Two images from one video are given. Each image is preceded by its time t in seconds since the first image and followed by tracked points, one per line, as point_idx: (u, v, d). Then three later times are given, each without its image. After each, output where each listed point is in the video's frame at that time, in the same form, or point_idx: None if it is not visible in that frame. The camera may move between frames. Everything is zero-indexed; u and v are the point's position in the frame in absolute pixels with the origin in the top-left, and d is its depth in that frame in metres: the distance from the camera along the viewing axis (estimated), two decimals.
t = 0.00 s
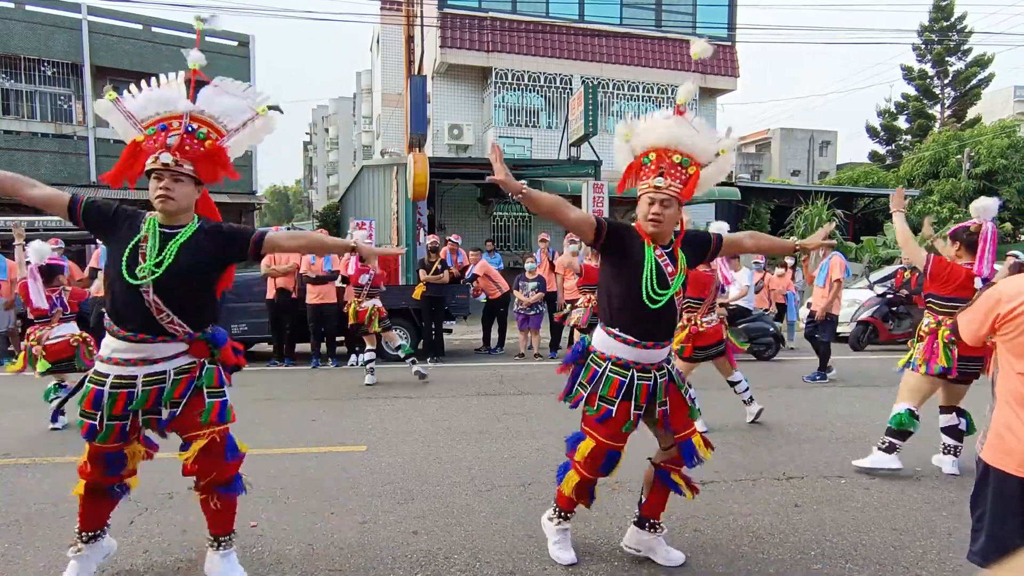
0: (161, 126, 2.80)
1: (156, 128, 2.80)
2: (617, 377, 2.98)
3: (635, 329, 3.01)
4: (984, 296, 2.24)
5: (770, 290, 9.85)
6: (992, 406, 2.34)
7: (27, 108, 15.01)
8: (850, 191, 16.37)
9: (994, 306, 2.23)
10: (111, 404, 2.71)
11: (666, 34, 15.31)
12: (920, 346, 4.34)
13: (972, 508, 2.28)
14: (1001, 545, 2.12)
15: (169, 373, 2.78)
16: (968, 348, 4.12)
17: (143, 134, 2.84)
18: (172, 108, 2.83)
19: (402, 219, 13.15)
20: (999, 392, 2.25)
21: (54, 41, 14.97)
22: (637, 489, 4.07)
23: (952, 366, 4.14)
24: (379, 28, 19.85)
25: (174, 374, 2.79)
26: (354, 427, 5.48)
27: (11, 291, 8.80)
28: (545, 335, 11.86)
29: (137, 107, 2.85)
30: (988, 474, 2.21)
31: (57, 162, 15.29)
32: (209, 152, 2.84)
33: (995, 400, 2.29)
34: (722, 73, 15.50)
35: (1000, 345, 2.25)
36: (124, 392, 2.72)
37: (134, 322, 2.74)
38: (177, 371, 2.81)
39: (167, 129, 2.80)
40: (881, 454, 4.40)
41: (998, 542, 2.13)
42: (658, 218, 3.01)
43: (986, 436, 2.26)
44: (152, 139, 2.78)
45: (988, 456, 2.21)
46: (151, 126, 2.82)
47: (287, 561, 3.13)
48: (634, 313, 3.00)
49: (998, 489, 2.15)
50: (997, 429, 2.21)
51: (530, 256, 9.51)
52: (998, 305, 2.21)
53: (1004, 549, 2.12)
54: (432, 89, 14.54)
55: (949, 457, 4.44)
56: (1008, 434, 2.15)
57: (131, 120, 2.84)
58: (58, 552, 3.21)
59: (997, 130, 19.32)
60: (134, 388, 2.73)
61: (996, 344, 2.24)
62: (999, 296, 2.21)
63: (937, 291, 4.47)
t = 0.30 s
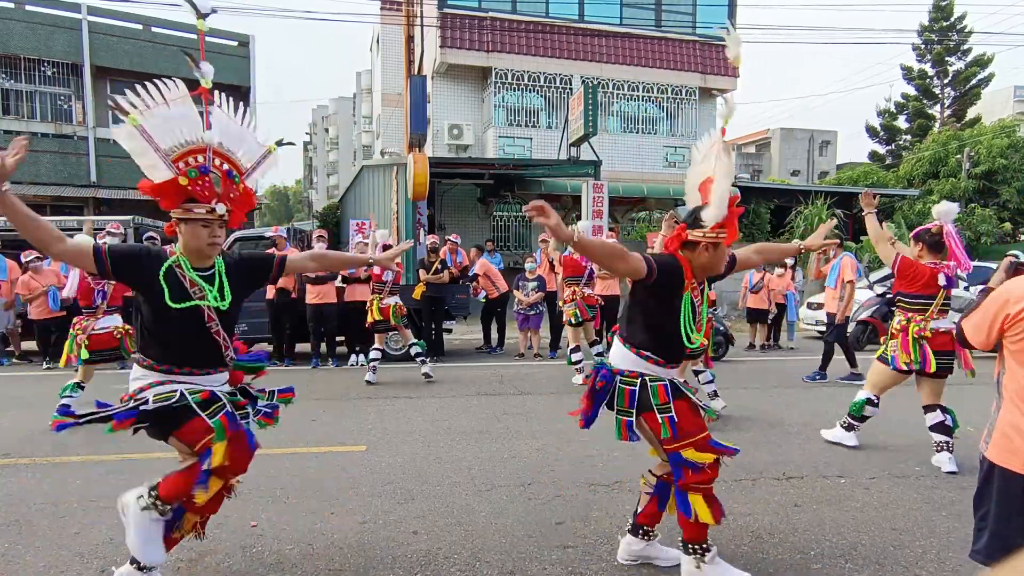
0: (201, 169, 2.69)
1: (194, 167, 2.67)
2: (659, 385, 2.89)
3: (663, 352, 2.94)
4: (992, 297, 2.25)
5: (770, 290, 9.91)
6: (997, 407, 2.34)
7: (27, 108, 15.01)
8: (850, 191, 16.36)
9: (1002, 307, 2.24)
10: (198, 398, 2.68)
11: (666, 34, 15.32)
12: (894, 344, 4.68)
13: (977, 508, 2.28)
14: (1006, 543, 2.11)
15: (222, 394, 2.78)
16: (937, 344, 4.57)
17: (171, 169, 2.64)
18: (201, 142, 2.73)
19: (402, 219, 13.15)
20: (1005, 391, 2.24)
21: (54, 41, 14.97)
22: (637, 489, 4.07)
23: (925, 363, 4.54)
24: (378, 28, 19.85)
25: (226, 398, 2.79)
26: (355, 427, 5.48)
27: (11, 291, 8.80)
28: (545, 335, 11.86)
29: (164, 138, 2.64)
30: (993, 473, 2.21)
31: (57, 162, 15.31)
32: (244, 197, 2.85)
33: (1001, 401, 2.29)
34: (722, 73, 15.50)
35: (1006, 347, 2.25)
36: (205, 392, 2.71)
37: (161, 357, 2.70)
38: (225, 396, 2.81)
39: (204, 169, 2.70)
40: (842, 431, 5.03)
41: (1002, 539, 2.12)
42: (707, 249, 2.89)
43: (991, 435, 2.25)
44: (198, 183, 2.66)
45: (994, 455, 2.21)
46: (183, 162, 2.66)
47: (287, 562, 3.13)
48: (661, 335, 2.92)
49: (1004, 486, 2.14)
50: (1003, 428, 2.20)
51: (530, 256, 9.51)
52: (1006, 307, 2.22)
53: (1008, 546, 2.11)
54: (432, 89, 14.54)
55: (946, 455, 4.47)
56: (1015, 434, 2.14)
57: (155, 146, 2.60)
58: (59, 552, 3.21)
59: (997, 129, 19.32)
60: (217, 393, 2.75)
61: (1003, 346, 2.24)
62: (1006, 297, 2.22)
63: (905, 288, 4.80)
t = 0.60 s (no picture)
0: (257, 179, 2.60)
1: (253, 178, 2.59)
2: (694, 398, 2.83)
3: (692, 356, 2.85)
4: (1003, 299, 2.23)
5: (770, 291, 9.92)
6: (1004, 407, 2.33)
7: (27, 108, 15.01)
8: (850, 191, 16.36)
9: (1012, 309, 2.22)
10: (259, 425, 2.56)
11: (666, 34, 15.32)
12: (846, 339, 5.29)
13: (979, 507, 2.27)
14: (1012, 543, 2.11)
15: (266, 398, 2.61)
16: (883, 336, 5.14)
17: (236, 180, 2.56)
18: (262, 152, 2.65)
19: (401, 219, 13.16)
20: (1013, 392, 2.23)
21: (54, 41, 14.98)
22: (636, 489, 4.07)
23: (876, 354, 5.12)
24: (379, 28, 19.84)
25: (272, 400, 2.62)
26: (356, 427, 5.49)
27: (10, 291, 8.81)
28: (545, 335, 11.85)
29: (236, 145, 2.57)
30: (1001, 473, 2.20)
31: (57, 161, 15.31)
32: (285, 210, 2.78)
33: (1008, 401, 2.29)
34: (722, 73, 15.51)
35: (1017, 349, 2.24)
36: (263, 411, 2.58)
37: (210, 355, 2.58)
38: (273, 398, 2.63)
39: (262, 181, 2.63)
40: (843, 426, 5.27)
41: (1008, 539, 2.12)
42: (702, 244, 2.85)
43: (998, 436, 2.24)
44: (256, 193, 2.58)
45: (1001, 454, 2.19)
46: (247, 170, 2.59)
47: (287, 563, 3.13)
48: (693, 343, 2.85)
49: (1011, 487, 2.14)
50: (1011, 428, 2.19)
51: (530, 256, 9.49)
52: (1016, 308, 2.21)
53: (1012, 546, 2.11)
54: (432, 89, 14.54)
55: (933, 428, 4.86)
56: (1023, 433, 2.14)
57: (233, 155, 2.54)
58: (60, 552, 3.21)
59: (996, 129, 19.33)
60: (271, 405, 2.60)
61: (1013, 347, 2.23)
62: (1017, 298, 2.20)
63: (851, 287, 5.49)
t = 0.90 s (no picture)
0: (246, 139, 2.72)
1: (242, 138, 2.72)
2: (676, 370, 3.08)
3: (674, 332, 3.10)
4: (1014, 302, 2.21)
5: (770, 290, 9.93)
6: (1013, 407, 2.32)
7: (27, 108, 15.01)
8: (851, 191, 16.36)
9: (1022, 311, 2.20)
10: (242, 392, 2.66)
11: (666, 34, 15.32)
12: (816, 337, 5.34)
13: (984, 505, 2.28)
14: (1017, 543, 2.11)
15: (255, 368, 2.73)
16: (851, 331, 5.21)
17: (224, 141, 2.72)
18: (257, 114, 2.76)
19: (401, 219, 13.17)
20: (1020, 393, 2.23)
21: (54, 41, 14.97)
22: (636, 489, 4.07)
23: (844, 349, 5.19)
24: (379, 28, 19.82)
25: (261, 371, 2.74)
26: (356, 427, 5.49)
27: (10, 291, 8.80)
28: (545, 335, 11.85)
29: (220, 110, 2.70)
30: (1007, 474, 2.19)
31: (57, 162, 15.32)
32: (293, 167, 2.84)
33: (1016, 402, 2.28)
34: (722, 73, 15.52)
35: None
36: (248, 379, 2.69)
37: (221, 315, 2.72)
38: (290, 362, 2.86)
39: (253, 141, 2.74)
40: (843, 426, 5.26)
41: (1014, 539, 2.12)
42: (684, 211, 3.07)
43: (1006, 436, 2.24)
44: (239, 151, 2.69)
45: (1007, 454, 2.19)
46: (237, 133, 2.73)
47: (287, 562, 3.13)
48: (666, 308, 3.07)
49: (1018, 490, 2.13)
50: (1018, 429, 2.18)
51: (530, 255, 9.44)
52: None
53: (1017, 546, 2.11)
54: (432, 89, 14.55)
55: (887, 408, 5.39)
56: None
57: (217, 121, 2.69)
58: (60, 552, 3.22)
59: (996, 129, 19.33)
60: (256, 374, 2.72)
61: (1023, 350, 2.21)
62: None
63: (821, 285, 5.48)
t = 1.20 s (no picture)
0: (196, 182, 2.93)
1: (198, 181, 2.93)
2: (625, 394, 3.13)
3: (631, 348, 3.13)
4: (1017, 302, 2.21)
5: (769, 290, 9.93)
6: (1014, 406, 2.32)
7: (27, 107, 15.00)
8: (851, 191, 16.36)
9: None
10: (176, 416, 2.80)
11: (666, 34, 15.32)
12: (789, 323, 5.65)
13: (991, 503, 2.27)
14: None
15: (231, 399, 2.81)
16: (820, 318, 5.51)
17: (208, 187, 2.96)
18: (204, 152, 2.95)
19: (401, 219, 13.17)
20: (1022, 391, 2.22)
21: (54, 41, 14.97)
22: (636, 488, 4.07)
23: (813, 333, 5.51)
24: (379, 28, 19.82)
25: (235, 403, 2.81)
26: (355, 427, 5.49)
27: (10, 291, 8.80)
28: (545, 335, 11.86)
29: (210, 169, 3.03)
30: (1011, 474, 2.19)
31: (57, 161, 15.31)
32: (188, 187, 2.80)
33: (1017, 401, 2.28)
34: (722, 73, 15.52)
35: None
36: (188, 405, 2.81)
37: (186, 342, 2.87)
38: (239, 400, 2.82)
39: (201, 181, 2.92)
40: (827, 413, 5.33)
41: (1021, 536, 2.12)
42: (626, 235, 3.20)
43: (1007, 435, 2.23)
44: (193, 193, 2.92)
45: (1009, 453, 2.20)
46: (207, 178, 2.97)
47: (286, 562, 3.13)
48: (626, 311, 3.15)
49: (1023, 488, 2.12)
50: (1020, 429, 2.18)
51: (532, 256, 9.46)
52: None
53: None
54: (432, 89, 14.56)
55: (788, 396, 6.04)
56: None
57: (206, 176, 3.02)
58: (60, 552, 3.22)
59: (997, 129, 19.34)
60: (196, 403, 2.81)
61: None
62: None
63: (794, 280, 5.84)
